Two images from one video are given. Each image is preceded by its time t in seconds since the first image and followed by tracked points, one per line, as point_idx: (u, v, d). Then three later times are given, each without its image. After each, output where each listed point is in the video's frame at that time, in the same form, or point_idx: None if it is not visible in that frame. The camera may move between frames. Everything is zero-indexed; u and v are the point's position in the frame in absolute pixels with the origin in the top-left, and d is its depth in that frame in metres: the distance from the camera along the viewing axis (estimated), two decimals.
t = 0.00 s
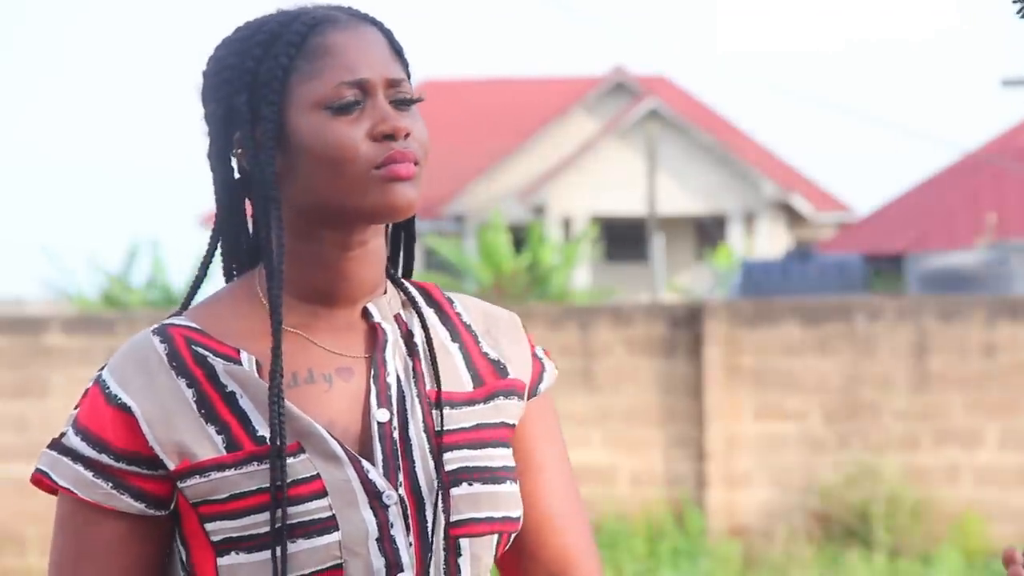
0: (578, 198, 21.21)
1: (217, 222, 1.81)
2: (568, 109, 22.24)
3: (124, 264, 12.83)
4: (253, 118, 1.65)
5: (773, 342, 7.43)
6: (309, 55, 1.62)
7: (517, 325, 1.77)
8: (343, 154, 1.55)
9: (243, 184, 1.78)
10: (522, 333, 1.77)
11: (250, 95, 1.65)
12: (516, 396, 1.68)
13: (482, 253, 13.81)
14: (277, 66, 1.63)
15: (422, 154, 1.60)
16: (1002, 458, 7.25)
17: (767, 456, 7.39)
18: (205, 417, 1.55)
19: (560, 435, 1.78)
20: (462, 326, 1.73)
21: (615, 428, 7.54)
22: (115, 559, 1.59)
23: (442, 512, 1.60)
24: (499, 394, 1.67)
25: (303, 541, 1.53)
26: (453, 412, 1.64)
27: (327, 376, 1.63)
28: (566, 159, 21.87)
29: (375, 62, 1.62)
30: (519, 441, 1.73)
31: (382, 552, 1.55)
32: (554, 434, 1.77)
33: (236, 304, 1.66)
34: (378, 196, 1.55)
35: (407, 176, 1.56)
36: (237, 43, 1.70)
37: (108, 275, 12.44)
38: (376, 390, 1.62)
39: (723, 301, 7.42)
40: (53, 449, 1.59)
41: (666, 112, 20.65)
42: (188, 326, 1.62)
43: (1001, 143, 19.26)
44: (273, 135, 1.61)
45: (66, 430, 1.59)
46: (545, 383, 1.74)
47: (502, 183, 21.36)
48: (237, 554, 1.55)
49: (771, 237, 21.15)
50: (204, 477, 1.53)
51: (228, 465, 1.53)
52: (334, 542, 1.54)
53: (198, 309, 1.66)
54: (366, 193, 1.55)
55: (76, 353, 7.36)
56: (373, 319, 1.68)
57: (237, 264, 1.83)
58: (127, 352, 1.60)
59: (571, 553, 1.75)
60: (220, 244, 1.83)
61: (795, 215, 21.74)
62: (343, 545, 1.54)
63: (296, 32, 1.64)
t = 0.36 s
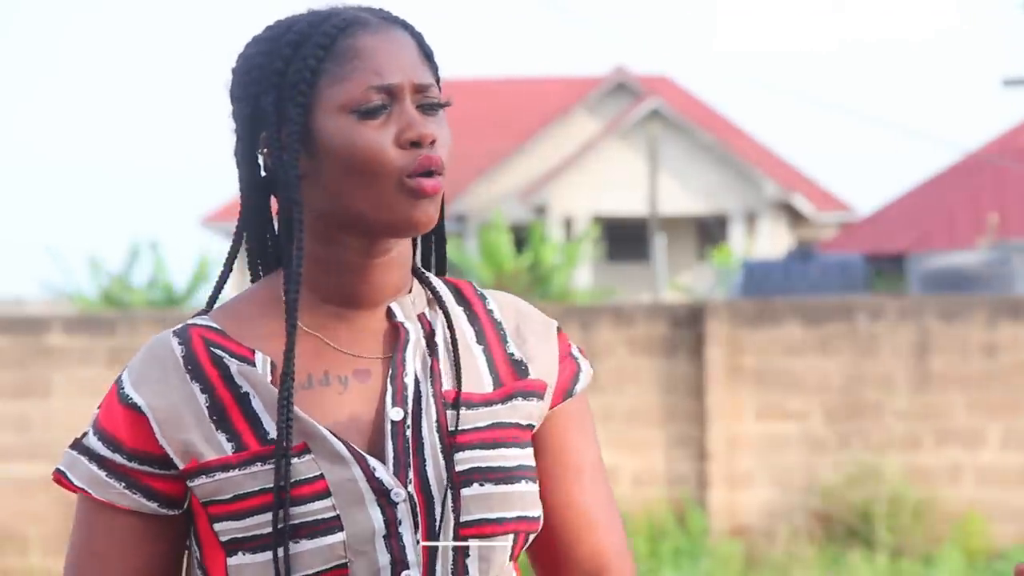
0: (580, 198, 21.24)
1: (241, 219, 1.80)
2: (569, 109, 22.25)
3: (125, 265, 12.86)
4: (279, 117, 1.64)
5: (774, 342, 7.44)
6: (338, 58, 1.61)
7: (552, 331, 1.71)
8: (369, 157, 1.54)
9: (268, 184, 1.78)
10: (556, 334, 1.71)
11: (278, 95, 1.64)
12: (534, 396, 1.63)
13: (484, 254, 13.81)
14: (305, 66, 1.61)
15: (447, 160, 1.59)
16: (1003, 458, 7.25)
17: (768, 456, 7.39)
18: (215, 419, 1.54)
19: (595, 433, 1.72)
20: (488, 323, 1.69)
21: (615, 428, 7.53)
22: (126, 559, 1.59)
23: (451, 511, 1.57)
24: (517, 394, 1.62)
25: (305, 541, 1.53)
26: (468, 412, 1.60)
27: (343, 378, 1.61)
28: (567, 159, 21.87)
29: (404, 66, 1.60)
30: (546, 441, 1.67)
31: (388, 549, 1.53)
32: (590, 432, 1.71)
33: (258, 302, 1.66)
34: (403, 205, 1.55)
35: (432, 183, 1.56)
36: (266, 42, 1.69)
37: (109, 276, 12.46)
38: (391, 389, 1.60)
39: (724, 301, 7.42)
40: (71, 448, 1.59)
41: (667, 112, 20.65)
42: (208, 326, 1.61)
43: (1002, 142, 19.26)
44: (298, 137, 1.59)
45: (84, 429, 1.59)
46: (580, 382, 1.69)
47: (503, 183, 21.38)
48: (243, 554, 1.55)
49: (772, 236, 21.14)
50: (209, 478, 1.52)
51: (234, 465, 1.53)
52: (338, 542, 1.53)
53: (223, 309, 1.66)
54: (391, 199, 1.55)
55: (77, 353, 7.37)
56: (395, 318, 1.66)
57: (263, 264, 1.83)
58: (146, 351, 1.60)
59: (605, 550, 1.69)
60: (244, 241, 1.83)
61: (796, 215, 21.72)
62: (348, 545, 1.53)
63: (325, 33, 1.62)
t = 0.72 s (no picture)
0: (581, 198, 21.29)
1: (259, 216, 1.81)
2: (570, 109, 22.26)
3: (126, 265, 12.86)
4: (301, 121, 1.64)
5: (775, 342, 7.44)
6: (361, 66, 1.60)
7: (573, 329, 1.70)
8: (387, 172, 1.54)
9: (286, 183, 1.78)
10: (578, 332, 1.69)
11: (301, 100, 1.64)
12: (560, 400, 1.62)
13: (485, 254, 13.82)
14: (328, 73, 1.61)
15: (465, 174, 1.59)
16: (1004, 458, 7.25)
17: (769, 456, 7.39)
18: (239, 426, 1.54)
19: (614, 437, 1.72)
20: (512, 325, 1.68)
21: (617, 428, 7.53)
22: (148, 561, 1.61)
23: (476, 519, 1.56)
24: (541, 399, 1.61)
25: (338, 550, 1.53)
26: (491, 419, 1.59)
27: (364, 385, 1.61)
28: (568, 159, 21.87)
29: (427, 78, 1.59)
30: (569, 445, 1.67)
31: (415, 557, 1.54)
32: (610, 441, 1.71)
33: (280, 307, 1.66)
34: (420, 218, 1.55)
35: (449, 199, 1.56)
36: (292, 43, 1.69)
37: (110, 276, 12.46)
38: (412, 397, 1.59)
39: (726, 301, 7.43)
40: (95, 452, 1.59)
41: (668, 112, 20.64)
42: (229, 332, 1.61)
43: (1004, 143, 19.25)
44: (318, 143, 1.60)
45: (109, 434, 1.60)
46: (601, 381, 1.67)
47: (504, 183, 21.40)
48: (269, 563, 1.55)
49: (773, 237, 21.13)
50: (234, 487, 1.53)
51: (258, 474, 1.53)
52: (363, 551, 1.53)
53: (246, 314, 1.66)
54: (409, 212, 1.55)
55: (78, 353, 7.37)
56: (416, 323, 1.66)
57: (281, 265, 1.84)
58: (169, 357, 1.60)
59: (616, 561, 1.69)
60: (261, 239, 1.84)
61: (798, 215, 21.71)
62: (374, 554, 1.53)
63: (351, 40, 1.61)
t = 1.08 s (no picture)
0: (580, 198, 21.27)
1: (266, 216, 1.81)
2: (569, 109, 22.27)
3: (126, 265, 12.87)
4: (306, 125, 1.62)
5: (774, 342, 7.45)
6: (365, 71, 1.57)
7: (582, 321, 1.64)
8: (389, 178, 1.52)
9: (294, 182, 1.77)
10: (586, 325, 1.64)
11: (306, 104, 1.62)
12: (567, 392, 1.57)
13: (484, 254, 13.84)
14: (332, 77, 1.58)
15: (468, 179, 1.56)
16: (1003, 458, 7.26)
17: (768, 456, 7.40)
18: (248, 424, 1.53)
19: (631, 429, 1.65)
20: (520, 321, 1.63)
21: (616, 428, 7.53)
22: (169, 561, 1.60)
23: (481, 513, 1.53)
24: (546, 391, 1.56)
25: (343, 546, 1.51)
26: (497, 413, 1.55)
27: (372, 384, 1.58)
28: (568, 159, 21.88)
29: (431, 84, 1.56)
30: (582, 436, 1.61)
31: (421, 551, 1.52)
32: (626, 430, 1.64)
33: (288, 308, 1.65)
34: (422, 224, 1.53)
35: (451, 205, 1.53)
36: (298, 45, 1.67)
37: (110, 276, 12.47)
38: (419, 393, 1.56)
39: (726, 301, 7.43)
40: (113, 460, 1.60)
41: (668, 112, 20.65)
42: (239, 336, 1.60)
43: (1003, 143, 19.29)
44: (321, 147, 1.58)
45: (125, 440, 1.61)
46: (610, 373, 1.61)
47: (504, 182, 21.42)
48: (281, 561, 1.54)
49: (773, 236, 21.17)
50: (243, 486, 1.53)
51: (265, 474, 1.53)
52: (370, 546, 1.51)
53: (257, 319, 1.64)
54: (410, 218, 1.53)
55: (78, 353, 7.38)
56: (422, 322, 1.62)
57: (289, 266, 1.83)
58: (180, 363, 1.59)
59: (640, 551, 1.61)
60: (268, 239, 1.84)
61: (797, 215, 21.74)
62: (380, 549, 1.51)
63: (355, 45, 1.58)
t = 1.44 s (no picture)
0: (580, 198, 21.21)
1: (284, 219, 1.81)
2: (569, 109, 22.27)
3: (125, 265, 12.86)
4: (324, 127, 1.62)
5: (774, 342, 7.45)
6: (382, 74, 1.57)
7: (601, 322, 1.62)
8: (403, 178, 1.51)
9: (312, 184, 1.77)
10: (606, 326, 1.62)
11: (323, 106, 1.62)
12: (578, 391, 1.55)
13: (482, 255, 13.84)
14: (349, 81, 1.58)
15: (484, 182, 1.55)
16: (1002, 458, 7.27)
17: (767, 457, 7.40)
18: (256, 424, 1.54)
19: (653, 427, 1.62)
20: (536, 323, 1.62)
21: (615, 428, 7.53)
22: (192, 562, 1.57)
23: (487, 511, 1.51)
24: (554, 390, 1.55)
25: (343, 544, 1.50)
26: (504, 412, 1.55)
27: (381, 385, 1.58)
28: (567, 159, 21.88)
29: (448, 86, 1.55)
30: (598, 435, 1.58)
31: (426, 549, 1.51)
32: (648, 428, 1.61)
33: (306, 310, 1.65)
34: (435, 225, 1.52)
35: (465, 207, 1.52)
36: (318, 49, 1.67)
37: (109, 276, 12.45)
38: (427, 393, 1.56)
39: (725, 301, 7.43)
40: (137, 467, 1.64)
41: (667, 112, 20.65)
42: (256, 340, 1.61)
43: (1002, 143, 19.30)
44: (336, 149, 1.58)
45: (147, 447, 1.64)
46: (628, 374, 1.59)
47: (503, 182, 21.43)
48: (289, 560, 1.52)
49: (772, 237, 21.20)
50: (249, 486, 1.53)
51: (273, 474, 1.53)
52: (372, 543, 1.50)
53: (277, 324, 1.65)
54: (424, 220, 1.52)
55: (77, 354, 7.38)
56: (434, 322, 1.62)
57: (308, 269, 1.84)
58: (197, 368, 1.60)
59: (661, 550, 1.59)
60: (288, 241, 1.85)
61: (796, 216, 21.76)
62: (383, 546, 1.50)
63: (373, 48, 1.58)
